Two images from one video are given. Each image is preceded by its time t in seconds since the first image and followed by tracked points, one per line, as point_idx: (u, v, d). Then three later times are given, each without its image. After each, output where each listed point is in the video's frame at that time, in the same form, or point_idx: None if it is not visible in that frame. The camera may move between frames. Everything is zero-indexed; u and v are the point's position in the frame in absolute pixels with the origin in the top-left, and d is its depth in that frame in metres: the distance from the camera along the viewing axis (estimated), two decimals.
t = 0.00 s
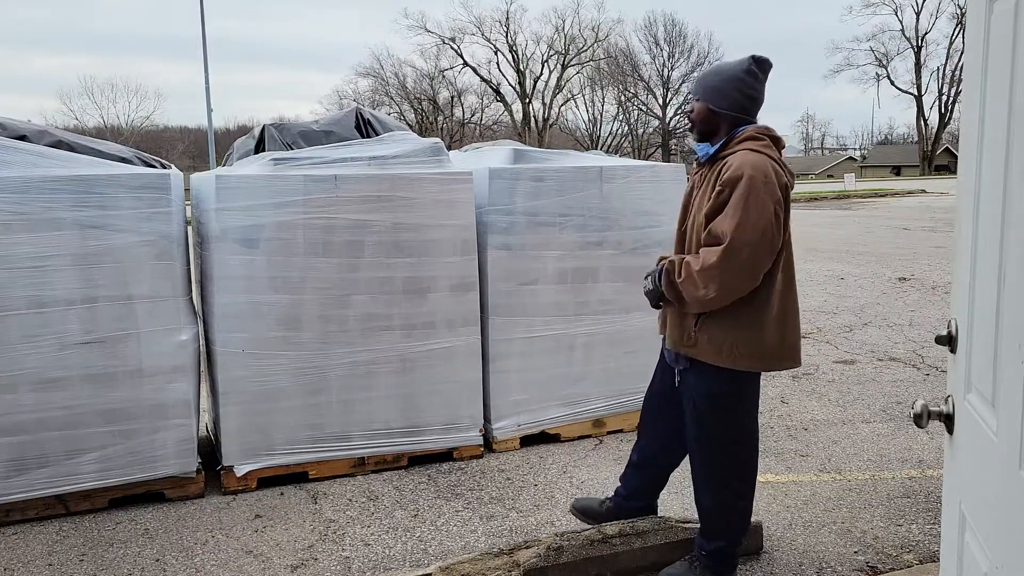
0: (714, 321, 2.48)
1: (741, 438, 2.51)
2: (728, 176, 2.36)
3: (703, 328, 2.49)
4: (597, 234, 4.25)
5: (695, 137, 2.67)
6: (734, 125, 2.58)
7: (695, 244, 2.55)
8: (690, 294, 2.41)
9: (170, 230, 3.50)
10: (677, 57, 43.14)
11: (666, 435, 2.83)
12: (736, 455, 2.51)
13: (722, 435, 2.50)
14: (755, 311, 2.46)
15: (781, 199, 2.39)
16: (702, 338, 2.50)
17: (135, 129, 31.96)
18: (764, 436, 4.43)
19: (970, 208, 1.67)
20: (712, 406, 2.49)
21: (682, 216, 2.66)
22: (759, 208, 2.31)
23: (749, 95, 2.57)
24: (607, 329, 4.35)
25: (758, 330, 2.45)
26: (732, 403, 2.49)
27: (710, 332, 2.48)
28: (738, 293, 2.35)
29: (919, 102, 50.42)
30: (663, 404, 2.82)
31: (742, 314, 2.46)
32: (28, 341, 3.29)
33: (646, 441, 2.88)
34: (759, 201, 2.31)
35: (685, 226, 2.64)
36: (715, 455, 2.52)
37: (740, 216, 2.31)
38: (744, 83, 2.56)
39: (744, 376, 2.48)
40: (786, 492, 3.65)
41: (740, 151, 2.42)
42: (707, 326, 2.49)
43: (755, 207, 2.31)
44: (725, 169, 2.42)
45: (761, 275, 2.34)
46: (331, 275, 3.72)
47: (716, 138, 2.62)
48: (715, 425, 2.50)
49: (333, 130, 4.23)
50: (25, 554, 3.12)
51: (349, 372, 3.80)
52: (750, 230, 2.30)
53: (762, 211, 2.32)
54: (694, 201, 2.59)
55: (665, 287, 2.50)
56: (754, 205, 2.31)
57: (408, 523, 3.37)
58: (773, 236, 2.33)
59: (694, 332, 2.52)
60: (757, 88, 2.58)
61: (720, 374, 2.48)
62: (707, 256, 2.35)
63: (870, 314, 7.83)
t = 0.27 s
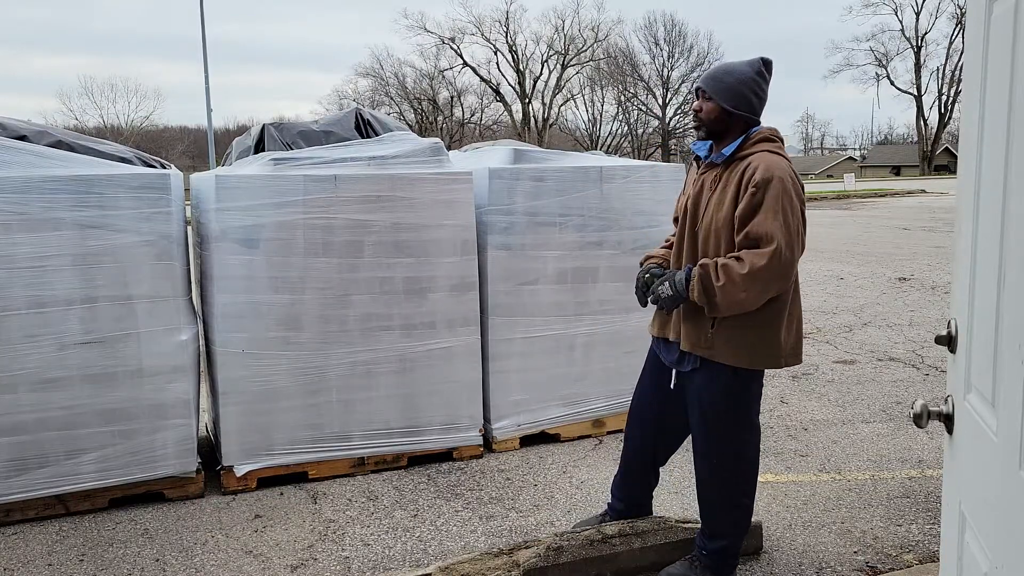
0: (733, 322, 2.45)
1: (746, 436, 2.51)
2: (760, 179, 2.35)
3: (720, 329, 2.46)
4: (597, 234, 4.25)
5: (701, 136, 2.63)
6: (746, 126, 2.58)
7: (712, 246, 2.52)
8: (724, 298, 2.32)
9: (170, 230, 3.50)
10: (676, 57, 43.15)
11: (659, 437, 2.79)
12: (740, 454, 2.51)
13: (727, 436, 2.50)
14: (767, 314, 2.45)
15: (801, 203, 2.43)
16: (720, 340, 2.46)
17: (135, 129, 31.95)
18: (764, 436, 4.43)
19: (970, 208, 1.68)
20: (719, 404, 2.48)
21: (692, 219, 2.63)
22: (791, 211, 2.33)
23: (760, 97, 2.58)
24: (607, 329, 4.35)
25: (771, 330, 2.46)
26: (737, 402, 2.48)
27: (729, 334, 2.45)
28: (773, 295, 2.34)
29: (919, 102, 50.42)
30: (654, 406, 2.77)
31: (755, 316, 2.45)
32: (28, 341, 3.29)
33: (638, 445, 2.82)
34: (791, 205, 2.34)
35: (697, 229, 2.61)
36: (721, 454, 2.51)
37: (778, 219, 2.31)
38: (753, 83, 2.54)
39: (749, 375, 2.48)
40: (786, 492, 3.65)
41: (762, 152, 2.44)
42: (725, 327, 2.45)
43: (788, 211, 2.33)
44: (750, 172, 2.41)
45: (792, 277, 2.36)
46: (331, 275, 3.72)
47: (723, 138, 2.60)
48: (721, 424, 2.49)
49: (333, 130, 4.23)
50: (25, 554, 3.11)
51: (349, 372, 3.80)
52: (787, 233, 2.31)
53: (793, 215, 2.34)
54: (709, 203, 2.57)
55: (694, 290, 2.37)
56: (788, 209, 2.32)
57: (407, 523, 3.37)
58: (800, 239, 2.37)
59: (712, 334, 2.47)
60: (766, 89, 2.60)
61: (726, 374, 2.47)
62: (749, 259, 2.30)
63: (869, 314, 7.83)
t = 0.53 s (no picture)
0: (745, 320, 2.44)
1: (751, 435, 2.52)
2: (782, 176, 2.34)
3: (732, 329, 2.44)
4: (597, 234, 4.25)
5: (705, 137, 2.59)
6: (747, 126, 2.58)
7: (725, 245, 2.47)
8: (771, 287, 2.23)
9: (170, 230, 3.50)
10: (677, 57, 43.15)
11: (658, 440, 2.77)
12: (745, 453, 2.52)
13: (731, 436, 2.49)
14: (776, 311, 2.47)
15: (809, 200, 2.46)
16: (733, 339, 2.44)
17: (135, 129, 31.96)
18: (764, 436, 4.43)
19: (970, 208, 1.68)
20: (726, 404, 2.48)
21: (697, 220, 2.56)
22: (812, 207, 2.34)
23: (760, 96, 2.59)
24: (607, 329, 4.35)
25: (776, 328, 2.47)
26: (742, 402, 2.48)
27: (742, 332, 2.44)
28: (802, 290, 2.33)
29: (919, 102, 50.41)
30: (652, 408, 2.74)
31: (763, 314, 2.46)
32: (28, 341, 3.29)
33: (636, 448, 2.80)
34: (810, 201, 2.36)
35: (704, 230, 2.54)
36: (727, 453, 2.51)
37: (807, 214, 2.31)
38: (754, 83, 2.56)
39: (753, 374, 2.48)
40: (786, 492, 3.65)
41: (770, 151, 2.44)
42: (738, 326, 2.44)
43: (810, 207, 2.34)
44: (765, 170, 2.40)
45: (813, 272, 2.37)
46: (331, 276, 3.72)
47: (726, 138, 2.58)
48: (727, 423, 2.49)
49: (332, 130, 4.23)
50: (25, 554, 3.11)
51: (349, 372, 3.80)
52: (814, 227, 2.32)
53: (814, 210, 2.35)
54: (717, 204, 2.51)
55: (743, 280, 2.21)
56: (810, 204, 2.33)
57: (408, 523, 3.37)
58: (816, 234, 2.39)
59: (726, 333, 2.44)
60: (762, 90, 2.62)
61: (732, 374, 2.46)
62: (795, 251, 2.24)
63: (869, 314, 7.83)
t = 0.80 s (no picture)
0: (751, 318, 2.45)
1: (752, 434, 2.52)
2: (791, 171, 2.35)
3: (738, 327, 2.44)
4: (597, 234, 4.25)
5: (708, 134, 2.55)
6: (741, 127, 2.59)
7: (732, 243, 2.45)
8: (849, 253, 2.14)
9: (170, 230, 3.50)
10: (676, 57, 43.15)
11: (658, 440, 2.77)
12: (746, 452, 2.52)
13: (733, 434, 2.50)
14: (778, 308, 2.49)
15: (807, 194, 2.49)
16: (740, 337, 2.44)
17: (135, 129, 31.95)
18: (764, 436, 4.43)
19: (970, 208, 1.68)
20: (728, 403, 2.48)
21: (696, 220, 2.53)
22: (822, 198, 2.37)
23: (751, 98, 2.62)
24: (607, 329, 4.35)
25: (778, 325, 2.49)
26: (743, 400, 2.49)
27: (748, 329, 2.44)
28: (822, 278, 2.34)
29: (919, 102, 50.40)
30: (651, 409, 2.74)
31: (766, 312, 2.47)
32: (28, 341, 3.29)
33: (636, 449, 2.80)
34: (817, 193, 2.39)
35: (703, 231, 2.51)
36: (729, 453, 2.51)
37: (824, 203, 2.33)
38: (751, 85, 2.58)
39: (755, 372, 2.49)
40: (786, 492, 3.65)
41: (771, 150, 2.45)
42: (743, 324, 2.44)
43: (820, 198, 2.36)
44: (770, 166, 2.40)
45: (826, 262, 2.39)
46: (331, 276, 3.72)
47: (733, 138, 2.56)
48: (729, 422, 2.49)
49: (332, 130, 4.23)
50: (25, 554, 3.11)
51: (349, 372, 3.80)
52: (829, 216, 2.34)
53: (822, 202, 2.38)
54: (717, 203, 2.49)
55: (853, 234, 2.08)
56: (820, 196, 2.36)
57: (407, 523, 3.37)
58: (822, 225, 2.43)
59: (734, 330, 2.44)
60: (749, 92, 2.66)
61: (735, 372, 2.47)
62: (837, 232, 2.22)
63: (869, 314, 7.83)
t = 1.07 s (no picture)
0: (753, 317, 2.45)
1: (750, 433, 2.52)
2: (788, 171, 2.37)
3: (741, 326, 2.44)
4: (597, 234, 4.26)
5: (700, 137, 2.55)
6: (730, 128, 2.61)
7: (730, 243, 2.45)
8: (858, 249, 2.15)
9: (170, 230, 3.50)
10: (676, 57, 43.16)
11: (656, 441, 2.77)
12: (745, 451, 2.51)
13: (733, 436, 2.49)
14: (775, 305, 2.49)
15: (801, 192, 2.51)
16: (741, 335, 2.44)
17: (135, 129, 31.95)
18: (764, 436, 4.43)
19: (969, 207, 1.68)
20: (726, 403, 2.48)
21: (692, 220, 2.53)
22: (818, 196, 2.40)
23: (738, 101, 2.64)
24: (607, 329, 4.35)
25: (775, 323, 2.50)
26: (742, 402, 2.49)
27: (749, 329, 2.45)
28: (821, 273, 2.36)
29: (918, 102, 50.42)
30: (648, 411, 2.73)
31: (764, 311, 2.47)
32: (28, 341, 3.29)
33: (634, 450, 2.79)
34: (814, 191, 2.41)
35: (700, 230, 2.51)
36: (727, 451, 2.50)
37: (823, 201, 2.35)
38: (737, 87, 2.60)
39: (753, 372, 2.49)
40: (785, 492, 3.65)
41: (763, 150, 2.47)
42: (744, 323, 2.44)
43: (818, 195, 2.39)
44: (767, 166, 2.42)
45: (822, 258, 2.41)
46: (331, 276, 3.72)
47: (729, 137, 2.56)
48: (728, 423, 2.49)
49: (332, 130, 4.23)
50: (24, 554, 3.11)
51: (349, 372, 3.80)
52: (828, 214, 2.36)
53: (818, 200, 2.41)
54: (713, 202, 2.49)
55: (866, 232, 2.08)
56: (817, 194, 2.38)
57: (407, 523, 3.37)
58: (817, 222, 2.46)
59: (736, 330, 2.44)
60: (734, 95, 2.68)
61: (734, 373, 2.47)
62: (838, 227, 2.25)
63: (869, 314, 7.83)
